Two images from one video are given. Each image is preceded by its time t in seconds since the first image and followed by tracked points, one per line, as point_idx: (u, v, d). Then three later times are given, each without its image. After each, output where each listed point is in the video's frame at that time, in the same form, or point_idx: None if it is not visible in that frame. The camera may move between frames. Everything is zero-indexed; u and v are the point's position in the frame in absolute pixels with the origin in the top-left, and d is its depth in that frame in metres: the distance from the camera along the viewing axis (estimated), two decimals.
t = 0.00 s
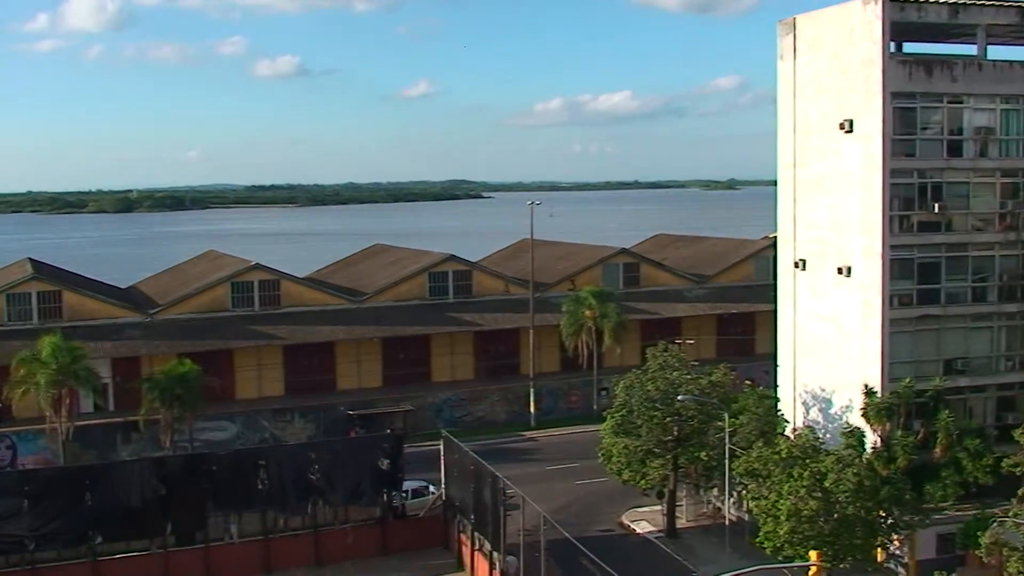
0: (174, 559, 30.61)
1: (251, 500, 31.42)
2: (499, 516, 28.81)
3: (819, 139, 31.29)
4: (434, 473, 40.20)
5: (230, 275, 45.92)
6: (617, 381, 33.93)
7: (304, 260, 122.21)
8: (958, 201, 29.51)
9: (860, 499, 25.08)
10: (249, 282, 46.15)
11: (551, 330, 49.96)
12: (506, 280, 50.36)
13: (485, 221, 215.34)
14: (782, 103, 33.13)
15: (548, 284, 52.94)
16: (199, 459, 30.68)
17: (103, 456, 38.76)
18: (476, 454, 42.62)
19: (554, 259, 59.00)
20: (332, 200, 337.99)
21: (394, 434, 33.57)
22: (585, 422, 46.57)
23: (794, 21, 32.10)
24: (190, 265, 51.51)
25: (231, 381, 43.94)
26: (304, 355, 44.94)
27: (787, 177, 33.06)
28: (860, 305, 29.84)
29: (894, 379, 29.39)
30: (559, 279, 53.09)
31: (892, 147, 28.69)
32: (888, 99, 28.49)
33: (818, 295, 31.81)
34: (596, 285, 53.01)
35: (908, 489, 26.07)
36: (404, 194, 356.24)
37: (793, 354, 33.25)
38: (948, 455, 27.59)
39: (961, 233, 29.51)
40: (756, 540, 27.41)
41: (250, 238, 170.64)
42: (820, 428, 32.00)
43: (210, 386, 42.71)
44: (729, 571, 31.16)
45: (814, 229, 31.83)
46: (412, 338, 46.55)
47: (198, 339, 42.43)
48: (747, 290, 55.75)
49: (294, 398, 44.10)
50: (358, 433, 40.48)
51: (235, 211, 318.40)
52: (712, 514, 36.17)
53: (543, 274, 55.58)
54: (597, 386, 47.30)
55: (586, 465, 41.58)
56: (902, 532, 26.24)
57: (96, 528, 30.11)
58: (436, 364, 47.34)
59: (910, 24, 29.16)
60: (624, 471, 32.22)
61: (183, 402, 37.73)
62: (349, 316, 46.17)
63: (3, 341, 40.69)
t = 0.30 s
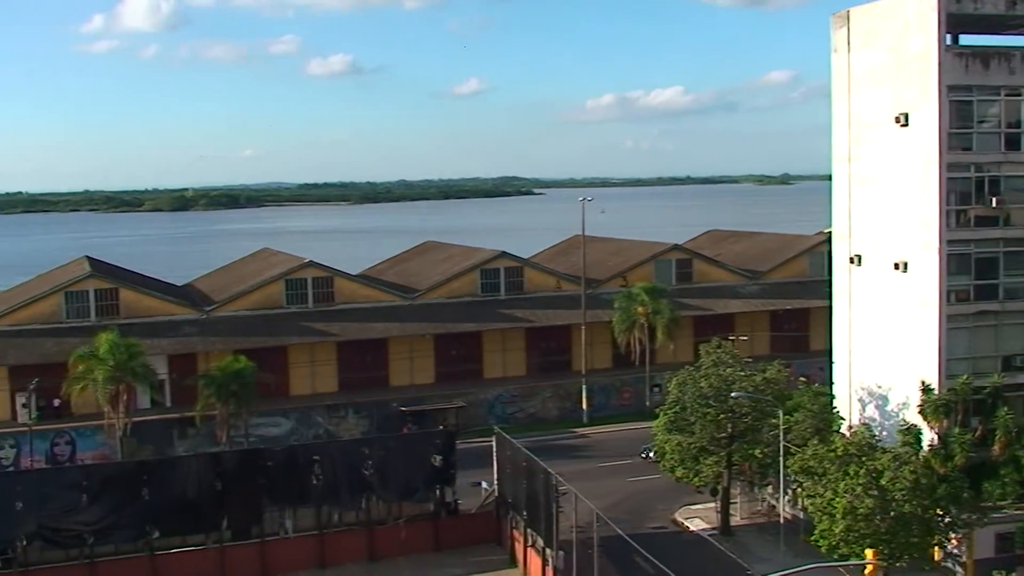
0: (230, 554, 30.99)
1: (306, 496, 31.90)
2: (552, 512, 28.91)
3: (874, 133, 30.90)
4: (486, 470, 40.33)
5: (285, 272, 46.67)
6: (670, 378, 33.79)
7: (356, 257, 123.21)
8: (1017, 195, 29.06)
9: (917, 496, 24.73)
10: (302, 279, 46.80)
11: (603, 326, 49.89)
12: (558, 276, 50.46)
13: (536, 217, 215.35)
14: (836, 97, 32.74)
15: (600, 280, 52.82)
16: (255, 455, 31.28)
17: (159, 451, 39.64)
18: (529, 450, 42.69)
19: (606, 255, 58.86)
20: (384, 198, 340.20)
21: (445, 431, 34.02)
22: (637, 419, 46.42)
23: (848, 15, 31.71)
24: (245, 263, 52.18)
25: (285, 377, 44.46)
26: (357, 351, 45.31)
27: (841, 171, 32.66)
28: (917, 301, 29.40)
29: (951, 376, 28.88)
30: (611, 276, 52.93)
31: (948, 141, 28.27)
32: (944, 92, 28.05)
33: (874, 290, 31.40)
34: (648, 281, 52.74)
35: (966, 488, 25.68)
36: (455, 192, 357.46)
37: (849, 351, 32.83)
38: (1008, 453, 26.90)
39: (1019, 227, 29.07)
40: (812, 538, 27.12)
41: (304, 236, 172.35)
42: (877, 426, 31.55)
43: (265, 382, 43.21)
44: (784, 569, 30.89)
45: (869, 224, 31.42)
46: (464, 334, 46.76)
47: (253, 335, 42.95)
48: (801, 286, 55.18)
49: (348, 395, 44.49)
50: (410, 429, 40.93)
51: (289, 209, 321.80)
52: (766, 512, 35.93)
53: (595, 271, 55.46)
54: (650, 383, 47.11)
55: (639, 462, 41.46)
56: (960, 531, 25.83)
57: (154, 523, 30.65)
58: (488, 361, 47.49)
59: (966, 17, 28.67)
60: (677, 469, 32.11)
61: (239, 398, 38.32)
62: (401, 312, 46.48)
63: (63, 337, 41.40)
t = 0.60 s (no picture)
0: (281, 548, 31.32)
1: (357, 490, 32.18)
2: (602, 508, 28.93)
3: (928, 126, 30.38)
4: (536, 466, 40.32)
5: (335, 268, 46.37)
6: (721, 374, 33.53)
7: (406, 253, 123.77)
8: None
9: (972, 495, 24.29)
10: (354, 274, 46.51)
11: (653, 322, 49.63)
12: (608, 271, 49.75)
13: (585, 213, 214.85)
14: (890, 90, 32.24)
15: (650, 276, 52.45)
16: (307, 449, 31.66)
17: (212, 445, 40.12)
18: (579, 446, 42.60)
19: (656, 251, 58.49)
20: (434, 194, 341.46)
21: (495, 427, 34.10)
22: (688, 416, 46.08)
23: (902, 7, 31.22)
24: (297, 259, 52.38)
25: (336, 373, 44.76)
26: (408, 347, 45.46)
27: (895, 165, 32.16)
28: (973, 297, 28.89)
29: (1007, 373, 28.34)
30: (661, 272, 52.51)
31: (1005, 134, 27.72)
32: (1000, 85, 27.51)
33: (928, 286, 30.90)
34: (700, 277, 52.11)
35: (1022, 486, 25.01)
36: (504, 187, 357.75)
37: (903, 347, 32.32)
38: None
39: None
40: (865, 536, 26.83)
41: (354, 232, 173.47)
42: (931, 423, 30.99)
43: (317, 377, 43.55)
44: (835, 567, 30.57)
45: (924, 219, 30.90)
46: (514, 330, 46.70)
47: (305, 331, 43.32)
48: (855, 282, 54.41)
49: (398, 390, 44.72)
50: (461, 425, 41.63)
51: (339, 205, 324.25)
52: (818, 510, 35.55)
53: (645, 266, 55.09)
54: (700, 379, 46.73)
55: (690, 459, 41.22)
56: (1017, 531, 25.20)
57: (207, 516, 31.17)
58: (538, 357, 47.45)
59: None
60: (728, 466, 31.97)
61: (290, 393, 38.75)
62: (451, 309, 46.59)
63: (118, 332, 41.88)
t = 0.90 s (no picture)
0: (328, 537, 31.71)
1: (402, 481, 32.24)
2: (646, 502, 28.71)
3: (980, 118, 29.80)
4: (582, 459, 40.15)
5: (383, 260, 46.61)
6: (768, 369, 33.15)
7: (449, 246, 123.95)
8: None
9: None
10: (400, 267, 46.62)
11: (699, 316, 49.21)
12: (654, 265, 49.54)
13: (629, 206, 213.81)
14: (940, 82, 31.66)
15: (697, 269, 51.99)
16: (353, 440, 31.81)
17: (260, 434, 40.36)
18: (624, 440, 42.37)
19: (703, 244, 58.00)
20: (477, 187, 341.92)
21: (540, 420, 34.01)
22: (735, 410, 45.67)
23: None
24: (344, 252, 52.57)
25: (383, 364, 44.72)
26: (453, 339, 45.42)
27: (946, 158, 31.59)
28: None
29: None
30: (708, 265, 52.08)
31: None
32: None
33: (979, 281, 30.33)
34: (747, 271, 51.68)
35: None
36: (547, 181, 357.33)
37: (953, 342, 31.78)
38: None
39: None
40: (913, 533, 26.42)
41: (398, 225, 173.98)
42: (981, 419, 30.38)
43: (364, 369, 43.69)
44: (884, 564, 30.13)
45: (975, 212, 30.33)
46: (560, 323, 46.53)
47: (351, 324, 43.48)
48: (905, 276, 53.61)
49: (444, 382, 44.76)
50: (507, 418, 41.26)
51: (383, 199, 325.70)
52: (866, 506, 35.07)
53: (692, 259, 54.66)
54: (747, 373, 46.29)
55: (737, 453, 40.84)
56: None
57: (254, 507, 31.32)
58: (583, 349, 47.24)
59: None
60: (774, 461, 31.55)
61: (337, 384, 38.98)
62: (497, 302, 46.53)
63: (168, 324, 42.25)
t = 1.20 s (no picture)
0: (381, 524, 31.90)
1: (454, 469, 32.35)
2: (698, 493, 28.50)
3: None
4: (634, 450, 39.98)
5: (434, 249, 46.53)
6: (822, 361, 32.77)
7: (500, 235, 123.98)
8: None
9: None
10: (452, 256, 46.66)
11: (753, 307, 48.74)
12: (708, 255, 49.04)
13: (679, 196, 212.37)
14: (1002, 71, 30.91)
15: (750, 260, 51.51)
16: (405, 427, 32.02)
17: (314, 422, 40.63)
18: (676, 431, 42.12)
19: (757, 234, 57.38)
20: (526, 177, 341.73)
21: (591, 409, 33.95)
22: (788, 402, 45.22)
23: None
24: (396, 241, 52.72)
25: (435, 352, 44.82)
26: (505, 328, 45.38)
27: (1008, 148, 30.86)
28: None
29: None
30: (762, 256, 51.55)
31: None
32: None
33: None
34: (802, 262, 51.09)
35: None
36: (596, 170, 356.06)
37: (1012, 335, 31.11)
38: None
39: None
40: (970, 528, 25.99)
41: (447, 214, 174.23)
42: None
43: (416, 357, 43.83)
44: (940, 559, 29.67)
45: None
46: (612, 313, 46.30)
47: (404, 312, 43.64)
48: (963, 268, 52.66)
49: (495, 371, 44.81)
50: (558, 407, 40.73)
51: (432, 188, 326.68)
52: (921, 500, 34.53)
53: (745, 250, 54.13)
54: (801, 365, 45.78)
55: (790, 445, 40.44)
56: None
57: (307, 492, 31.62)
58: (636, 340, 46.98)
59: None
60: (828, 454, 31.18)
61: (389, 371, 39.16)
62: (549, 291, 46.44)
63: (224, 311, 42.64)
